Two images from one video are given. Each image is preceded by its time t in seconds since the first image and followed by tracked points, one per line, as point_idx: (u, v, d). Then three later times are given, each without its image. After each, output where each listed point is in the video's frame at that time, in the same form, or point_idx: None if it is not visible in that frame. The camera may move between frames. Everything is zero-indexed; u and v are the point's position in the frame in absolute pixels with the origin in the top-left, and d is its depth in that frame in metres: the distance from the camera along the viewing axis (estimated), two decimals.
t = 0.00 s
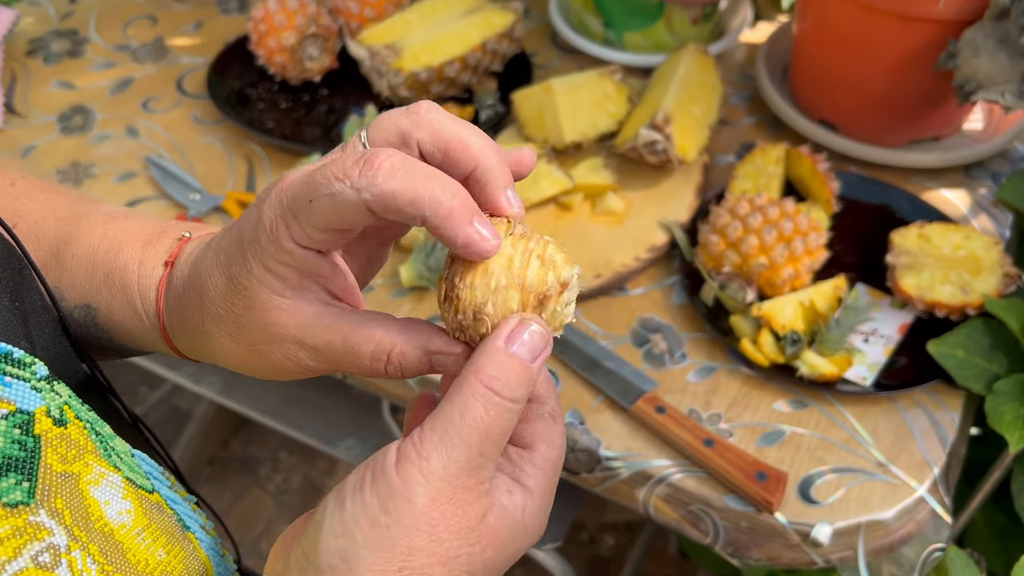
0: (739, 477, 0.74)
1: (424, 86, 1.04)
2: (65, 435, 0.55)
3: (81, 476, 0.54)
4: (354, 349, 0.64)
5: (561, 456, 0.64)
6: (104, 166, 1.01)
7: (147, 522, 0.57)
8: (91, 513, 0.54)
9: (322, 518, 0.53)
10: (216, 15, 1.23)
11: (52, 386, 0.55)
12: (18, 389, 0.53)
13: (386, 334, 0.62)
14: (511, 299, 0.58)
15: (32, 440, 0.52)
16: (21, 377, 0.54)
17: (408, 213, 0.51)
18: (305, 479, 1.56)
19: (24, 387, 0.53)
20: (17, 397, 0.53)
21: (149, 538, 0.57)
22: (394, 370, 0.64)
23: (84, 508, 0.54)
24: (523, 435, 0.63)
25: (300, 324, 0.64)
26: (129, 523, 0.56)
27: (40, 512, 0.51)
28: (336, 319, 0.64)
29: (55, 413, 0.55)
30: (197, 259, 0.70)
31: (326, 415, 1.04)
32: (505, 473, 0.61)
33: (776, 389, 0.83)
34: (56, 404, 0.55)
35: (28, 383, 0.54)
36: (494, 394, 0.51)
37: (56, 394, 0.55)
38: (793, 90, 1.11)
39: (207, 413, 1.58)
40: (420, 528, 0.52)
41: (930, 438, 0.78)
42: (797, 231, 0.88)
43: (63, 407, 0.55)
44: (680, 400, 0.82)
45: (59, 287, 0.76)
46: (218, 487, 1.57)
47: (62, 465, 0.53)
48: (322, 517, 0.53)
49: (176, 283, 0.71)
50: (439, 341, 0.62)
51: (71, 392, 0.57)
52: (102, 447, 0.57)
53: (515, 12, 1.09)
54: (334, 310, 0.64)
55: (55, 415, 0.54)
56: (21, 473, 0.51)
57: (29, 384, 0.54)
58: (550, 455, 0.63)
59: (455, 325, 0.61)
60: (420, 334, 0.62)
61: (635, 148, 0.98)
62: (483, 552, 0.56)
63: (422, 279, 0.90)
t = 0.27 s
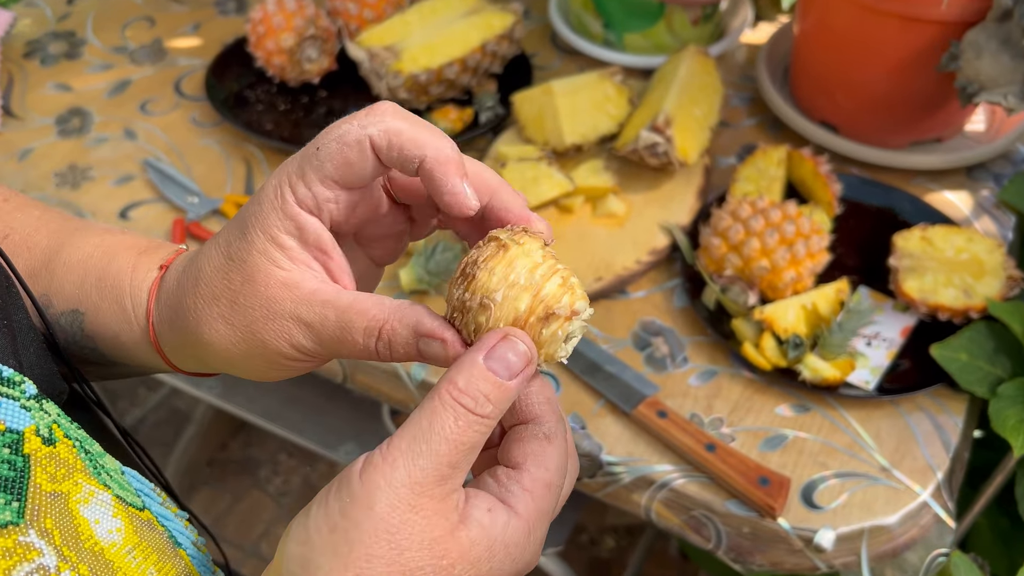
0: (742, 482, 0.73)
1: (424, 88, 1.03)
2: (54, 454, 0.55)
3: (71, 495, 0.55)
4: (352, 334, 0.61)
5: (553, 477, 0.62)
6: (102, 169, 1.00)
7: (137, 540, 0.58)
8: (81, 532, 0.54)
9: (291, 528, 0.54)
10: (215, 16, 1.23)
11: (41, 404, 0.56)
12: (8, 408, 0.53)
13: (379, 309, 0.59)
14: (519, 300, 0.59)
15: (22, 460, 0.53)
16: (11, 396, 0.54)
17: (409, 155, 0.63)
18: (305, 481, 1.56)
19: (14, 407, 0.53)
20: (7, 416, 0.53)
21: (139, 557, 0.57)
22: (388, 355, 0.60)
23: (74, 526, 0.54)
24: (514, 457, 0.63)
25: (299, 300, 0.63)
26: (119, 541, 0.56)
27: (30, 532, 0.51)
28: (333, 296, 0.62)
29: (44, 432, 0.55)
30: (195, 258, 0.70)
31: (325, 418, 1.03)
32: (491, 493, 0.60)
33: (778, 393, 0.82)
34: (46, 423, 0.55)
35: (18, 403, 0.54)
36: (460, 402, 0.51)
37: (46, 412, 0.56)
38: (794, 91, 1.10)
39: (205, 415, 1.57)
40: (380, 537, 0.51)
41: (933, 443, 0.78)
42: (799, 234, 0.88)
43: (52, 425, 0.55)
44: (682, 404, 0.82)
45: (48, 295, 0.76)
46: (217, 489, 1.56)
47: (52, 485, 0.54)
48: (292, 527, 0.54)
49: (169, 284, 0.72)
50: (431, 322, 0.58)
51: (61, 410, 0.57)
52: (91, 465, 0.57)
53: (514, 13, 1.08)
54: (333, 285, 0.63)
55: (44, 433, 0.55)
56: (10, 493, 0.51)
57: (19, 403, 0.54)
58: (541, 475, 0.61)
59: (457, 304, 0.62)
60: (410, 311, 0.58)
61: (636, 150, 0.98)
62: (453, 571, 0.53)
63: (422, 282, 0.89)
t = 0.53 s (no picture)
0: (747, 490, 0.73)
1: (425, 92, 1.03)
2: (59, 463, 0.53)
3: (75, 505, 0.53)
4: (359, 278, 0.60)
5: (559, 497, 0.60)
6: (101, 175, 1.00)
7: (141, 550, 0.56)
8: (86, 542, 0.52)
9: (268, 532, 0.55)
10: (214, 20, 1.22)
11: (45, 414, 0.54)
12: (13, 417, 0.52)
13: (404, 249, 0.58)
14: (530, 233, 0.61)
15: (27, 469, 0.51)
16: (16, 405, 0.52)
17: (482, 157, 0.68)
18: (306, 485, 1.55)
19: (19, 416, 0.52)
20: (12, 425, 0.51)
21: (143, 567, 0.56)
22: (397, 301, 0.57)
23: (79, 537, 0.52)
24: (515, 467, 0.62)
25: (302, 257, 0.64)
26: (123, 552, 0.54)
27: (36, 542, 0.50)
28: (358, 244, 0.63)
29: (49, 441, 0.53)
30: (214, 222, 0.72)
31: (326, 423, 1.01)
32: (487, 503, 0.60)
33: (782, 399, 0.82)
34: (50, 432, 0.54)
35: (22, 412, 0.52)
36: (420, 400, 0.51)
37: (50, 422, 0.54)
38: (796, 95, 1.10)
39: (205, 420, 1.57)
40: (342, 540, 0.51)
41: (938, 449, 0.77)
42: (802, 239, 0.87)
43: (56, 435, 0.54)
44: (686, 410, 0.81)
45: (49, 278, 0.76)
46: (217, 493, 1.55)
47: (58, 494, 0.52)
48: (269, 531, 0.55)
49: (175, 255, 0.73)
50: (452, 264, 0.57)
51: (64, 419, 0.56)
52: (95, 475, 0.56)
53: (515, 16, 1.08)
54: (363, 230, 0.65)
55: (48, 442, 0.53)
56: (17, 502, 0.50)
57: (24, 412, 0.53)
58: (547, 494, 0.60)
59: (472, 247, 0.65)
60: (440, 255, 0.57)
61: (638, 155, 0.97)
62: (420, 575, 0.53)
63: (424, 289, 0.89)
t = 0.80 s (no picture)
0: (746, 495, 0.73)
1: (424, 98, 1.03)
2: (70, 466, 0.54)
3: (86, 508, 0.55)
4: (402, 222, 0.64)
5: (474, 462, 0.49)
6: (100, 180, 1.00)
7: (148, 551, 0.59)
8: (96, 545, 0.54)
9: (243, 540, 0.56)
10: (213, 25, 1.22)
11: (56, 417, 0.55)
12: (26, 423, 0.52)
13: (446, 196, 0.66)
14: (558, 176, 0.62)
15: (40, 473, 0.52)
16: (30, 410, 0.53)
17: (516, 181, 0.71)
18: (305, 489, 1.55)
19: (33, 420, 0.53)
20: (24, 430, 0.52)
21: (148, 568, 0.58)
22: (424, 222, 0.62)
23: (89, 540, 0.54)
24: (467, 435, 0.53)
25: (348, 202, 0.70)
26: (130, 554, 0.57)
27: (50, 544, 0.51)
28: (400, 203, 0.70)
29: (61, 445, 0.54)
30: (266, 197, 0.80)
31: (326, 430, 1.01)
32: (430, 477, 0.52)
33: (782, 404, 0.82)
34: (62, 436, 0.54)
35: (36, 416, 0.53)
36: (354, 379, 0.52)
37: (62, 425, 0.55)
38: (795, 99, 1.10)
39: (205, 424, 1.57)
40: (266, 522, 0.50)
41: (937, 453, 0.77)
42: (801, 244, 0.88)
43: (68, 438, 0.55)
44: (685, 415, 0.81)
45: (85, 237, 0.79)
46: (217, 497, 1.55)
47: (69, 497, 0.53)
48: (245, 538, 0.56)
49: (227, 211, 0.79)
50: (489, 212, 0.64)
51: (75, 423, 0.57)
52: (105, 479, 0.57)
53: (514, 22, 1.08)
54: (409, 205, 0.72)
55: (61, 446, 0.54)
56: (30, 506, 0.51)
57: (38, 416, 0.53)
58: (468, 461, 0.49)
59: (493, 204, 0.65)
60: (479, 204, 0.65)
61: (637, 160, 0.97)
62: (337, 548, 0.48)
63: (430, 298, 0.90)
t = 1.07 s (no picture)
0: (745, 499, 0.73)
1: (423, 103, 1.03)
2: (79, 456, 0.56)
3: (94, 497, 0.56)
4: (342, 169, 0.66)
5: (337, 400, 0.48)
6: (101, 185, 1.00)
7: (152, 543, 0.60)
8: (103, 532, 0.56)
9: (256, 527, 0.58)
10: (213, 30, 1.23)
11: (66, 408, 0.56)
12: (38, 410, 0.54)
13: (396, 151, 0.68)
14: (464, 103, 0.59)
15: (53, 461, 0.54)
16: (40, 399, 0.54)
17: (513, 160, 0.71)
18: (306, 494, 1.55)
19: (44, 409, 0.54)
20: (36, 418, 0.53)
21: (153, 559, 0.60)
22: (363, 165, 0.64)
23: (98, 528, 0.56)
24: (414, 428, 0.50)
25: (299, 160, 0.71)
26: (136, 543, 0.59)
27: (62, 530, 0.53)
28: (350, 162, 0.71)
29: (70, 434, 0.56)
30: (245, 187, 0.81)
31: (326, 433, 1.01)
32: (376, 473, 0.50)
33: (780, 408, 0.82)
34: (72, 425, 0.56)
35: (46, 405, 0.54)
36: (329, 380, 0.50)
37: (70, 416, 0.57)
38: (793, 103, 1.10)
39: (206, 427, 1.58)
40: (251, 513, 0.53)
41: (935, 458, 0.77)
42: (799, 248, 0.88)
43: (76, 428, 0.56)
44: (684, 420, 0.82)
45: (86, 223, 0.81)
46: (218, 502, 1.55)
47: (79, 485, 0.55)
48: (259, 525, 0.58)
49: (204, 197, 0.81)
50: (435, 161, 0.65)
51: (82, 414, 0.59)
52: (111, 469, 0.59)
53: (513, 27, 1.09)
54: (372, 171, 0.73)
55: (70, 436, 0.56)
56: (43, 492, 0.52)
57: (48, 406, 0.54)
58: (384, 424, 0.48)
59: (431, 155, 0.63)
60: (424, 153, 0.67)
61: (636, 164, 0.98)
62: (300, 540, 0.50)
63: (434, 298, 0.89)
